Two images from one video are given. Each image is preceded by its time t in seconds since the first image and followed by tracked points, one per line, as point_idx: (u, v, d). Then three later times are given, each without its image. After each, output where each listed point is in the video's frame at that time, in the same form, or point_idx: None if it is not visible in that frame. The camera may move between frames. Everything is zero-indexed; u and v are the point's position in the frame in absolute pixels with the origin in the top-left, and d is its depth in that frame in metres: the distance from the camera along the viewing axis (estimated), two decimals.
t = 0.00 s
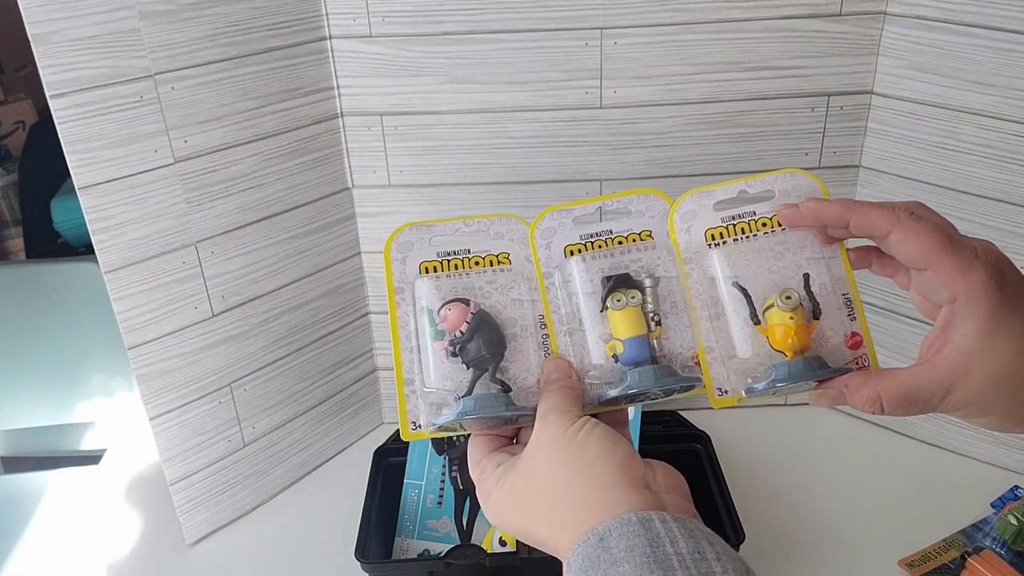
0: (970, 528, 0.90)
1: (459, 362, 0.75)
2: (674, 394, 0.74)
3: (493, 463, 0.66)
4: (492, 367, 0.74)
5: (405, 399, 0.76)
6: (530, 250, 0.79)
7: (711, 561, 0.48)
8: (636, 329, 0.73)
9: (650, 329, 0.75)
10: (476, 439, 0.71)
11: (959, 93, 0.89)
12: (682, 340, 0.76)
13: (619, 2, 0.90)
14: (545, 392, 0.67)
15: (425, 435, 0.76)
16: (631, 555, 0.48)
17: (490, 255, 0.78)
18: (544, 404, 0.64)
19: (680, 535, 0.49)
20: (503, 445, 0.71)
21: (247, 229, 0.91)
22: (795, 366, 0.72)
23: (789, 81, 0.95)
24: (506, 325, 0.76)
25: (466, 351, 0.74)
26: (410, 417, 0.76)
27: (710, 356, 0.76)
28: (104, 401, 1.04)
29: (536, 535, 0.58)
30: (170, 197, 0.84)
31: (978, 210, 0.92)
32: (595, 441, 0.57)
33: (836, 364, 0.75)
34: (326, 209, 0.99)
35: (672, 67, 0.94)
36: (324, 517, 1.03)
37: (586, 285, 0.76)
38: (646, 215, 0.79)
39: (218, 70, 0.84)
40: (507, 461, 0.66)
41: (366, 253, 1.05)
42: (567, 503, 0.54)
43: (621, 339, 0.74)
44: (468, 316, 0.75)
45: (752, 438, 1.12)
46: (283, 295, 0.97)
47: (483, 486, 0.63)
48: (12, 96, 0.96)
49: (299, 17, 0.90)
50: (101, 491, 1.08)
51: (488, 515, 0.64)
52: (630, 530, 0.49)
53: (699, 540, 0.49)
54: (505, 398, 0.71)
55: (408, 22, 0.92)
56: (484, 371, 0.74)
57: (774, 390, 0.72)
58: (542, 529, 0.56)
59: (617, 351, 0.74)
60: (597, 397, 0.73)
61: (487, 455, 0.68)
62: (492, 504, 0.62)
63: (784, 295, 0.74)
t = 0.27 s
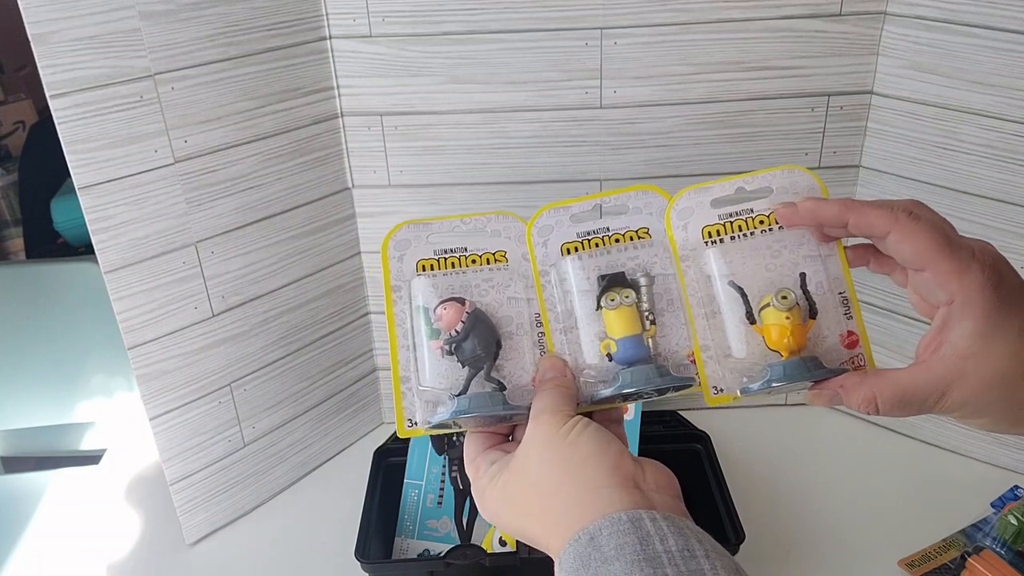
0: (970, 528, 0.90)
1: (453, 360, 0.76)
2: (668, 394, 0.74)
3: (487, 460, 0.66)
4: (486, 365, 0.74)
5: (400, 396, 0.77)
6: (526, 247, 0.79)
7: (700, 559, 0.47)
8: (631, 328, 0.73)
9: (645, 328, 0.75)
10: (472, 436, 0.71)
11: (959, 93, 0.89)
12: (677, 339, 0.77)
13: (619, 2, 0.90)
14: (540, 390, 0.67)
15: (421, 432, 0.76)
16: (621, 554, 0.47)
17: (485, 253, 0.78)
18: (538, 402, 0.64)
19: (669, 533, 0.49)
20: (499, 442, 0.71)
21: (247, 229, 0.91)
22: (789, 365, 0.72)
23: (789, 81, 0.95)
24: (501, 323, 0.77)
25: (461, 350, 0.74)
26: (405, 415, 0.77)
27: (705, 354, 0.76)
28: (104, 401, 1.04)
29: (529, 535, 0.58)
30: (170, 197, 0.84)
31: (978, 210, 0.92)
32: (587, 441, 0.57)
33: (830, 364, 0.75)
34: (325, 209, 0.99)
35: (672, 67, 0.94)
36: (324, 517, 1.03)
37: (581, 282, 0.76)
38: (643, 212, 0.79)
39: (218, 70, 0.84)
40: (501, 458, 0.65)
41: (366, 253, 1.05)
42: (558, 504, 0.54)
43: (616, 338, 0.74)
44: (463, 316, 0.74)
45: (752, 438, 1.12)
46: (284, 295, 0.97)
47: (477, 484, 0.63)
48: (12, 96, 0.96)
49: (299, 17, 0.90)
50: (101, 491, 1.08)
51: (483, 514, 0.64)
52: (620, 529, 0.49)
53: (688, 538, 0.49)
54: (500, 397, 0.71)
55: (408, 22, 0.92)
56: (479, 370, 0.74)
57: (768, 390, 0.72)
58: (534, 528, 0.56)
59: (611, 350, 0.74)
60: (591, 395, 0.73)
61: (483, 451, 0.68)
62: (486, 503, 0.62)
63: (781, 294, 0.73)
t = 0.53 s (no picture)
0: (970, 528, 0.90)
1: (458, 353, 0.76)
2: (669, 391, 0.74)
3: (490, 455, 0.65)
4: (492, 359, 0.74)
5: (404, 387, 0.76)
6: (532, 239, 0.79)
7: (702, 554, 0.48)
8: (636, 325, 0.74)
9: (648, 325, 0.75)
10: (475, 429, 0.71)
11: (959, 93, 0.89)
12: (679, 336, 0.76)
13: (619, 2, 0.90)
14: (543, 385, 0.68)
15: (424, 425, 0.76)
16: (624, 548, 0.48)
17: (490, 245, 0.78)
18: (540, 396, 0.64)
19: (671, 529, 0.49)
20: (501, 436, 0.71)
21: (247, 229, 0.91)
22: (789, 364, 0.72)
23: (789, 81, 0.95)
24: (506, 317, 0.77)
25: (466, 343, 0.74)
26: (408, 406, 0.76)
27: (706, 351, 0.76)
28: (104, 401, 1.04)
29: (529, 527, 0.58)
30: (170, 197, 0.84)
31: (978, 210, 0.92)
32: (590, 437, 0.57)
33: (829, 363, 0.75)
34: (325, 209, 0.99)
35: (672, 67, 0.94)
36: (324, 517, 1.03)
37: (586, 277, 0.77)
38: (649, 208, 0.79)
39: (218, 70, 0.84)
40: (502, 451, 0.65)
41: (366, 253, 1.05)
42: (560, 497, 0.54)
43: (619, 335, 0.74)
44: (469, 309, 0.74)
45: (752, 438, 1.12)
46: (284, 295, 0.97)
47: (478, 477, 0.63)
48: (12, 96, 0.96)
49: (299, 17, 0.90)
50: (101, 491, 1.08)
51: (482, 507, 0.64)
52: (623, 524, 0.49)
53: (690, 533, 0.49)
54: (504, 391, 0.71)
55: (408, 22, 0.92)
56: (484, 363, 0.74)
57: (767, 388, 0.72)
58: (535, 521, 0.56)
59: (615, 346, 0.74)
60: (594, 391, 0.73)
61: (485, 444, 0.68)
62: (486, 496, 0.62)
63: (782, 293, 0.74)
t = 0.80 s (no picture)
0: (970, 528, 0.90)
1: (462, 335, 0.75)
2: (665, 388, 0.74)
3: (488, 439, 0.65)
4: (498, 343, 0.74)
5: (404, 365, 0.76)
6: (538, 230, 0.79)
7: (712, 544, 0.46)
8: (638, 323, 0.73)
9: (649, 324, 0.75)
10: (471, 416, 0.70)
11: (959, 93, 0.89)
12: (678, 335, 0.77)
13: (619, 2, 0.90)
14: (547, 375, 0.67)
15: (421, 405, 0.75)
16: (634, 535, 0.46)
17: (497, 232, 0.78)
18: (547, 387, 0.64)
19: (682, 518, 0.47)
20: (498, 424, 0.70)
21: (247, 229, 0.91)
22: (789, 367, 0.72)
23: (789, 81, 0.95)
24: (511, 304, 0.76)
25: (472, 326, 0.74)
26: (407, 385, 0.76)
27: (705, 352, 0.76)
28: (104, 401, 1.04)
29: (534, 513, 0.57)
30: (170, 197, 0.84)
31: (978, 210, 0.92)
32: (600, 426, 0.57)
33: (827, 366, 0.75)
34: (325, 209, 0.99)
35: (672, 67, 0.94)
36: (324, 517, 1.03)
37: (593, 273, 0.77)
38: (654, 210, 0.79)
39: (218, 70, 0.84)
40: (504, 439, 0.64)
41: (366, 253, 1.05)
42: (568, 480, 0.53)
43: (622, 331, 0.74)
44: (480, 292, 0.74)
45: (751, 438, 1.12)
46: (284, 295, 0.97)
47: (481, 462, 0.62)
48: (12, 96, 0.96)
49: (299, 17, 0.90)
50: (101, 491, 1.08)
51: (483, 495, 0.63)
52: (634, 511, 0.48)
53: (700, 523, 0.48)
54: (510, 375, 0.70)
55: (408, 22, 0.92)
56: (490, 347, 0.74)
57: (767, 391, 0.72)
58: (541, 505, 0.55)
59: (616, 342, 0.74)
60: (594, 386, 0.73)
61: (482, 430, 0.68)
62: (489, 482, 0.61)
63: (782, 298, 0.74)
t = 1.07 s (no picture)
0: (970, 528, 0.90)
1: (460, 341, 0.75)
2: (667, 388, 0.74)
3: (489, 442, 0.65)
4: (494, 347, 0.74)
5: (404, 373, 0.76)
6: (536, 232, 0.79)
7: (705, 545, 0.46)
8: (638, 322, 0.74)
9: (649, 323, 0.75)
10: (474, 416, 0.70)
11: (959, 93, 0.89)
12: (678, 335, 0.76)
13: (619, 2, 0.90)
14: (545, 377, 0.67)
15: (422, 412, 0.75)
16: (627, 537, 0.46)
17: (494, 235, 0.78)
18: (545, 387, 0.64)
19: (676, 519, 0.47)
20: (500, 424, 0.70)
21: (247, 229, 0.91)
22: (787, 366, 0.72)
23: (789, 81, 0.95)
24: (508, 307, 0.76)
25: (469, 331, 0.74)
26: (407, 392, 0.76)
27: (705, 352, 0.76)
28: (104, 401, 1.04)
29: (530, 515, 0.57)
30: (170, 197, 0.84)
31: (978, 210, 0.92)
32: (595, 427, 0.56)
33: (826, 366, 0.75)
34: (325, 209, 0.99)
35: (672, 67, 0.94)
36: (324, 517, 1.03)
37: (593, 273, 0.77)
38: (653, 210, 0.79)
39: (218, 70, 0.84)
40: (502, 440, 0.65)
41: (366, 253, 1.05)
42: (563, 482, 0.53)
43: (623, 330, 0.74)
44: (474, 297, 0.74)
45: (751, 438, 1.12)
46: (284, 295, 0.97)
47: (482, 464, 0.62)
48: (12, 96, 0.96)
49: (299, 18, 0.90)
50: (101, 491, 1.08)
51: (482, 496, 0.63)
52: (627, 513, 0.48)
53: (694, 524, 0.47)
54: (504, 379, 0.71)
55: (408, 22, 0.92)
56: (487, 351, 0.74)
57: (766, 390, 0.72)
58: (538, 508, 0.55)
59: (618, 341, 0.74)
60: (595, 386, 0.73)
61: (483, 434, 0.67)
62: (489, 484, 0.61)
63: (781, 297, 0.73)
